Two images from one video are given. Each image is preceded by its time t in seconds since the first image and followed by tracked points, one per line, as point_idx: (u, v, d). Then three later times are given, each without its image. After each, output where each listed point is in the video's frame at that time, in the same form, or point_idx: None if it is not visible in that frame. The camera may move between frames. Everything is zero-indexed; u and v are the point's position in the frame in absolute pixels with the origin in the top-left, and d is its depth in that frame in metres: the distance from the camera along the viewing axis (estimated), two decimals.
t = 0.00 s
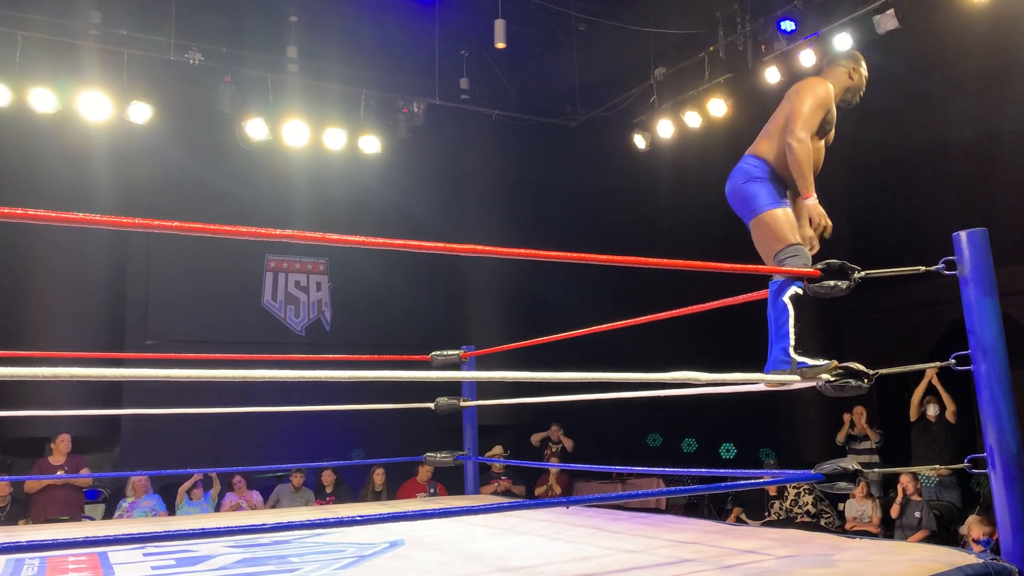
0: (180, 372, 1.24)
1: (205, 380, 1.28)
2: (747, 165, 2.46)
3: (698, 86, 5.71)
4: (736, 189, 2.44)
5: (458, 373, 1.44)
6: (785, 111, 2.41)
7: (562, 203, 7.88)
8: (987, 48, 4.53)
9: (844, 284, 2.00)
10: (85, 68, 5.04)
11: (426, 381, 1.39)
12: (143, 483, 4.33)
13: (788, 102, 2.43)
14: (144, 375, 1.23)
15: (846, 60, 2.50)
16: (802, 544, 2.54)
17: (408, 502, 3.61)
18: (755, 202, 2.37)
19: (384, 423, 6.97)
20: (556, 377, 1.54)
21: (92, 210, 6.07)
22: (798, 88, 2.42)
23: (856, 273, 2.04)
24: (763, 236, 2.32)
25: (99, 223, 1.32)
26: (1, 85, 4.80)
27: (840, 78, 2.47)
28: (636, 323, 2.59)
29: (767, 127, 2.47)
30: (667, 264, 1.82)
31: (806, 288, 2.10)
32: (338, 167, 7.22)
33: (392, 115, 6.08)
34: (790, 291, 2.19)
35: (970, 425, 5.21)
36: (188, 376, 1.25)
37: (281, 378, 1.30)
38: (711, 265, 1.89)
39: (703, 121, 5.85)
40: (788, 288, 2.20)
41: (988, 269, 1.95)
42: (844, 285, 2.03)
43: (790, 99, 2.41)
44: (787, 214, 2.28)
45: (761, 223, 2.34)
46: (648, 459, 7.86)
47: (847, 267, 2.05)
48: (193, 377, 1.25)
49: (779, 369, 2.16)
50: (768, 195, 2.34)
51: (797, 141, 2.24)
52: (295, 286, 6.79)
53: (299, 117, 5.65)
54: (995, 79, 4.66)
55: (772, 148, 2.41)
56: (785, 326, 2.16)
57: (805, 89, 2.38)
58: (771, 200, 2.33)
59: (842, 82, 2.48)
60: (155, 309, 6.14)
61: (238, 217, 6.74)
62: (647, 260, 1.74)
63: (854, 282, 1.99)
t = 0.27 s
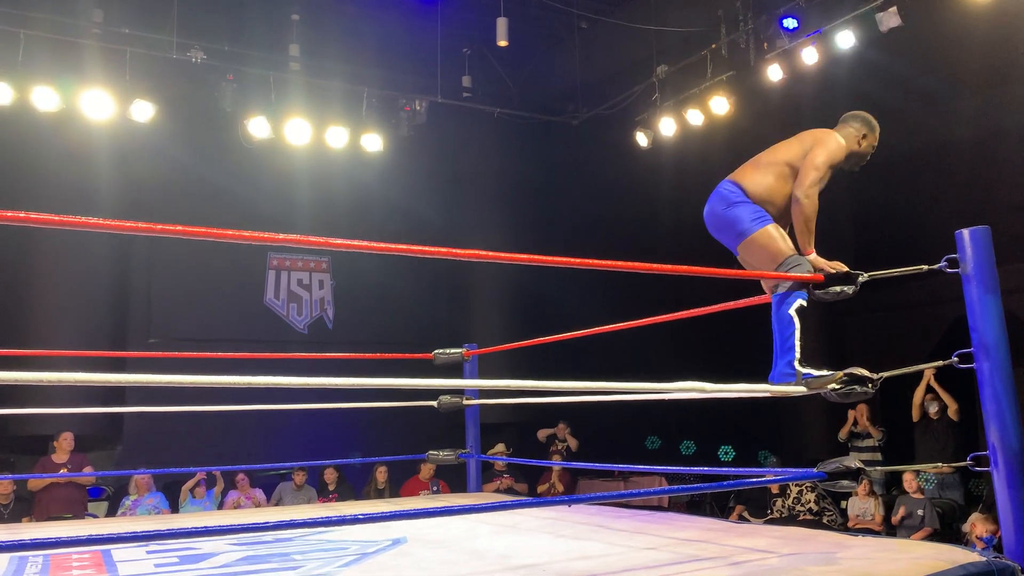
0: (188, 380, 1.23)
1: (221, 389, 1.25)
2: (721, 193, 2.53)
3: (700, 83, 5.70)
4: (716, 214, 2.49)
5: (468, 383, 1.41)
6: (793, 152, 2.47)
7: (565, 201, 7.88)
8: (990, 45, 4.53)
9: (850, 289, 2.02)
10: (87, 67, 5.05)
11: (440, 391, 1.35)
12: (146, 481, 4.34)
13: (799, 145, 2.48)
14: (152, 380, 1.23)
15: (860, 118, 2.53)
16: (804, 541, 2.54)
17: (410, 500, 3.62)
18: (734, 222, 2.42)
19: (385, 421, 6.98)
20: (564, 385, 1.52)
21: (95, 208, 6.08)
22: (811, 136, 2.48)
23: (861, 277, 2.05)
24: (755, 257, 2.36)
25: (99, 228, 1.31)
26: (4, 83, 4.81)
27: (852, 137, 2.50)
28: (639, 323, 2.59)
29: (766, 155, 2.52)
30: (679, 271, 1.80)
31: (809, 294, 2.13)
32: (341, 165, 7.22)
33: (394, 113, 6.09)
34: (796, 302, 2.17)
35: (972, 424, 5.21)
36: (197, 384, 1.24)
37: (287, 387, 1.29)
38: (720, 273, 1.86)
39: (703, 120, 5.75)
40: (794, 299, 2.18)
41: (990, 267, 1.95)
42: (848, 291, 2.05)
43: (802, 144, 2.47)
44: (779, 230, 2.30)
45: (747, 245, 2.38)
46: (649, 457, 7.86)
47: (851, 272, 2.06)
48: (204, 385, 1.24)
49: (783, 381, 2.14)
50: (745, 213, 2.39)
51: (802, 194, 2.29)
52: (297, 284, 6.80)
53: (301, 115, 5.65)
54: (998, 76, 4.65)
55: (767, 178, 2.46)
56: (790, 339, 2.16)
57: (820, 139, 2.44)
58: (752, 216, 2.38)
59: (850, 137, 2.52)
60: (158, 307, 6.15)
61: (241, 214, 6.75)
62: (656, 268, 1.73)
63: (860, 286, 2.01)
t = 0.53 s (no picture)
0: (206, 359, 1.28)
1: (238, 368, 1.33)
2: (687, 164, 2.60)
3: (707, 79, 5.70)
4: (682, 189, 2.54)
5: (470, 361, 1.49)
6: (766, 142, 2.56)
7: (570, 198, 7.89)
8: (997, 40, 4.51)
9: (856, 280, 2.26)
10: (96, 65, 5.07)
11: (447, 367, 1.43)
12: (155, 478, 4.36)
13: (771, 136, 2.56)
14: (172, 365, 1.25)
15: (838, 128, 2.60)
16: (811, 537, 2.55)
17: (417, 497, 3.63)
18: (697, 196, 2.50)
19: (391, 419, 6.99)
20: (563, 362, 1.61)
21: (102, 206, 6.11)
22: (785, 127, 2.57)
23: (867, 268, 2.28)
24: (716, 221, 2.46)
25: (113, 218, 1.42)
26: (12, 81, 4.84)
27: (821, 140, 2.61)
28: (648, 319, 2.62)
29: (739, 139, 2.60)
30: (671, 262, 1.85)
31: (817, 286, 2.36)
32: (347, 162, 7.25)
33: (400, 110, 6.12)
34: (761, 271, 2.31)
35: (978, 420, 5.21)
36: (217, 365, 1.30)
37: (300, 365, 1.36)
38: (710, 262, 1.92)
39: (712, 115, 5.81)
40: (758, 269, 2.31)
41: (998, 261, 1.95)
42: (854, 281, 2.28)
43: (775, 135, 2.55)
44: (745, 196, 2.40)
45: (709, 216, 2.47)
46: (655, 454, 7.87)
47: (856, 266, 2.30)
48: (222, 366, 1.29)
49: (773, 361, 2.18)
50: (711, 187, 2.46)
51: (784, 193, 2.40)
52: (304, 282, 6.82)
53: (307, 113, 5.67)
54: (1005, 72, 4.63)
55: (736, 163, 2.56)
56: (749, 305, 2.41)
57: (792, 132, 2.54)
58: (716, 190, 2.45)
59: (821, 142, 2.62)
60: (165, 305, 6.18)
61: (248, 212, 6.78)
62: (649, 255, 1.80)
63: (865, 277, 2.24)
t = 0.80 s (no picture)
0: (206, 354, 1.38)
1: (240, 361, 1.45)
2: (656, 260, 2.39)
3: (717, 74, 5.70)
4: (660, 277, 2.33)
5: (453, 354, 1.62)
6: (731, 197, 2.35)
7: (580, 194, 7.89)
8: (1008, 33, 4.49)
9: (866, 275, 2.26)
10: (108, 63, 5.10)
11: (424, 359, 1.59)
12: (167, 475, 4.38)
13: (731, 191, 2.36)
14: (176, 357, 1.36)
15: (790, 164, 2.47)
16: (823, 534, 2.54)
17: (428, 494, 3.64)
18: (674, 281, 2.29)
19: (401, 416, 7.00)
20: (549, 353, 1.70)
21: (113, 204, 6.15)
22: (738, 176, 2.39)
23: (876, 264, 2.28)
24: (688, 327, 2.27)
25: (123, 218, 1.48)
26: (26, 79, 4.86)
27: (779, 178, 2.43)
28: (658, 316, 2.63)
29: (702, 210, 2.38)
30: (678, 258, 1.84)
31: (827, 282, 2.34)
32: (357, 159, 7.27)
33: (409, 107, 6.12)
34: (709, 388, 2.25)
35: (989, 417, 5.18)
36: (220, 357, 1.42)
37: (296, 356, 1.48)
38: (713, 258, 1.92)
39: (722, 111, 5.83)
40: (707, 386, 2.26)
41: (1011, 257, 1.93)
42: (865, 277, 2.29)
43: (733, 189, 2.36)
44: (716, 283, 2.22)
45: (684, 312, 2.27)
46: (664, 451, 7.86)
47: (866, 261, 2.29)
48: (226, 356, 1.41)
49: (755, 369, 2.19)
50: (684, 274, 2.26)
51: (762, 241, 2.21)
52: (315, 279, 6.84)
53: (317, 110, 5.67)
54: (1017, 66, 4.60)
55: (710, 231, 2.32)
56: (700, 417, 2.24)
57: (749, 179, 2.35)
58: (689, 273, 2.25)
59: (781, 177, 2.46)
60: (176, 301, 6.21)
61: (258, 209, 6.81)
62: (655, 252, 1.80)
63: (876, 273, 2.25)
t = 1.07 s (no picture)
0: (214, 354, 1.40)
1: (249, 362, 1.47)
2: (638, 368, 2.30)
3: (732, 68, 5.66)
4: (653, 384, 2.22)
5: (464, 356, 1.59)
6: (714, 302, 2.23)
7: (593, 189, 7.88)
8: None
9: (882, 274, 2.23)
10: (122, 60, 5.11)
11: (436, 360, 1.56)
12: (183, 469, 4.39)
13: (711, 295, 2.25)
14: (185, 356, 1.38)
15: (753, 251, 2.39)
16: (840, 529, 2.53)
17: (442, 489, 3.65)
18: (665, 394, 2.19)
19: (414, 412, 7.01)
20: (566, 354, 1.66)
21: (128, 201, 6.18)
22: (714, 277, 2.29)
23: (890, 262, 2.26)
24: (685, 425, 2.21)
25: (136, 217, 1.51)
26: (41, 77, 4.87)
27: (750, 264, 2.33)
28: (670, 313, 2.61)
29: (685, 321, 2.26)
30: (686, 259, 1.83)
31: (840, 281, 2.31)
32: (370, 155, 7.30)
33: (423, 102, 6.10)
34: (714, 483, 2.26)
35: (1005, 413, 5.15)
36: (230, 359, 1.43)
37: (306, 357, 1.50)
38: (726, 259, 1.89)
39: (737, 104, 5.80)
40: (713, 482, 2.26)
41: None
42: (879, 276, 2.25)
43: (713, 292, 2.24)
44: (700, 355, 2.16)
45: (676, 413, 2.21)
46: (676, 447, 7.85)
47: (881, 259, 2.26)
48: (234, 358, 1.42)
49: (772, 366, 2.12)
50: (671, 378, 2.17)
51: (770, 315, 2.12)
52: (329, 274, 6.85)
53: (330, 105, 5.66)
54: None
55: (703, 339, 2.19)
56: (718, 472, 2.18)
57: (725, 278, 2.25)
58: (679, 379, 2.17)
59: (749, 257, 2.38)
60: (192, 298, 6.25)
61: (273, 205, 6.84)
62: (664, 253, 1.79)
63: (891, 272, 2.22)
